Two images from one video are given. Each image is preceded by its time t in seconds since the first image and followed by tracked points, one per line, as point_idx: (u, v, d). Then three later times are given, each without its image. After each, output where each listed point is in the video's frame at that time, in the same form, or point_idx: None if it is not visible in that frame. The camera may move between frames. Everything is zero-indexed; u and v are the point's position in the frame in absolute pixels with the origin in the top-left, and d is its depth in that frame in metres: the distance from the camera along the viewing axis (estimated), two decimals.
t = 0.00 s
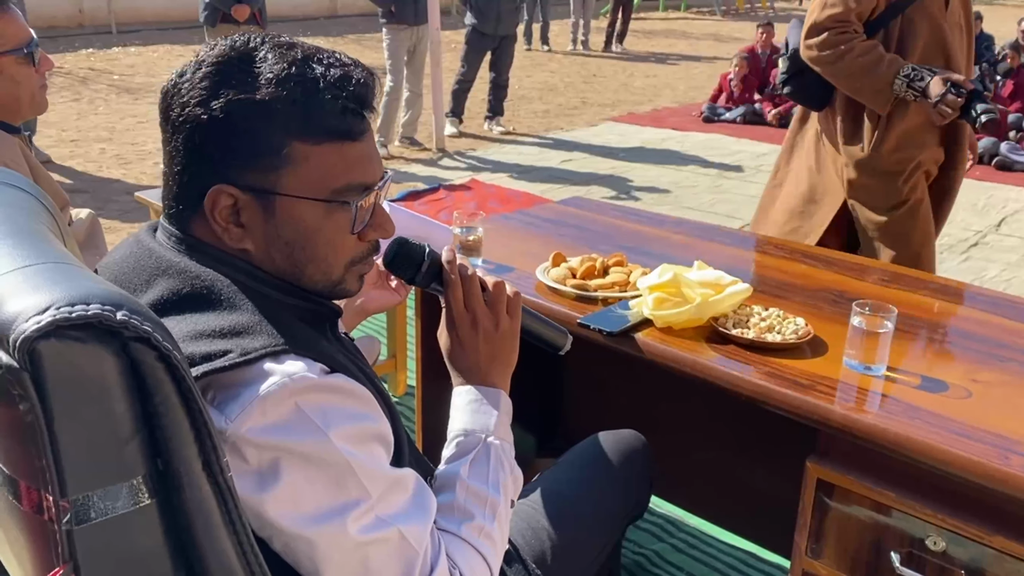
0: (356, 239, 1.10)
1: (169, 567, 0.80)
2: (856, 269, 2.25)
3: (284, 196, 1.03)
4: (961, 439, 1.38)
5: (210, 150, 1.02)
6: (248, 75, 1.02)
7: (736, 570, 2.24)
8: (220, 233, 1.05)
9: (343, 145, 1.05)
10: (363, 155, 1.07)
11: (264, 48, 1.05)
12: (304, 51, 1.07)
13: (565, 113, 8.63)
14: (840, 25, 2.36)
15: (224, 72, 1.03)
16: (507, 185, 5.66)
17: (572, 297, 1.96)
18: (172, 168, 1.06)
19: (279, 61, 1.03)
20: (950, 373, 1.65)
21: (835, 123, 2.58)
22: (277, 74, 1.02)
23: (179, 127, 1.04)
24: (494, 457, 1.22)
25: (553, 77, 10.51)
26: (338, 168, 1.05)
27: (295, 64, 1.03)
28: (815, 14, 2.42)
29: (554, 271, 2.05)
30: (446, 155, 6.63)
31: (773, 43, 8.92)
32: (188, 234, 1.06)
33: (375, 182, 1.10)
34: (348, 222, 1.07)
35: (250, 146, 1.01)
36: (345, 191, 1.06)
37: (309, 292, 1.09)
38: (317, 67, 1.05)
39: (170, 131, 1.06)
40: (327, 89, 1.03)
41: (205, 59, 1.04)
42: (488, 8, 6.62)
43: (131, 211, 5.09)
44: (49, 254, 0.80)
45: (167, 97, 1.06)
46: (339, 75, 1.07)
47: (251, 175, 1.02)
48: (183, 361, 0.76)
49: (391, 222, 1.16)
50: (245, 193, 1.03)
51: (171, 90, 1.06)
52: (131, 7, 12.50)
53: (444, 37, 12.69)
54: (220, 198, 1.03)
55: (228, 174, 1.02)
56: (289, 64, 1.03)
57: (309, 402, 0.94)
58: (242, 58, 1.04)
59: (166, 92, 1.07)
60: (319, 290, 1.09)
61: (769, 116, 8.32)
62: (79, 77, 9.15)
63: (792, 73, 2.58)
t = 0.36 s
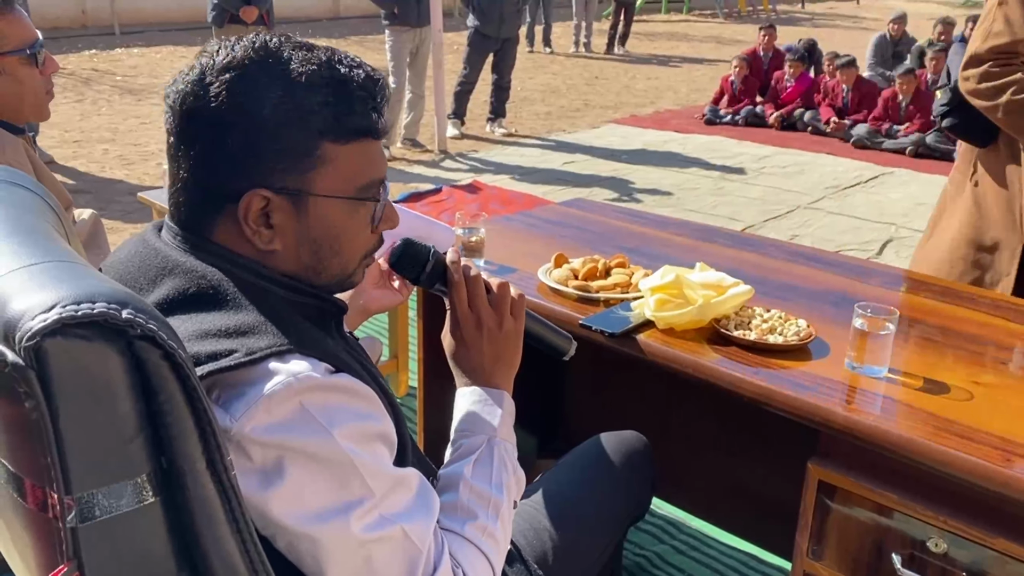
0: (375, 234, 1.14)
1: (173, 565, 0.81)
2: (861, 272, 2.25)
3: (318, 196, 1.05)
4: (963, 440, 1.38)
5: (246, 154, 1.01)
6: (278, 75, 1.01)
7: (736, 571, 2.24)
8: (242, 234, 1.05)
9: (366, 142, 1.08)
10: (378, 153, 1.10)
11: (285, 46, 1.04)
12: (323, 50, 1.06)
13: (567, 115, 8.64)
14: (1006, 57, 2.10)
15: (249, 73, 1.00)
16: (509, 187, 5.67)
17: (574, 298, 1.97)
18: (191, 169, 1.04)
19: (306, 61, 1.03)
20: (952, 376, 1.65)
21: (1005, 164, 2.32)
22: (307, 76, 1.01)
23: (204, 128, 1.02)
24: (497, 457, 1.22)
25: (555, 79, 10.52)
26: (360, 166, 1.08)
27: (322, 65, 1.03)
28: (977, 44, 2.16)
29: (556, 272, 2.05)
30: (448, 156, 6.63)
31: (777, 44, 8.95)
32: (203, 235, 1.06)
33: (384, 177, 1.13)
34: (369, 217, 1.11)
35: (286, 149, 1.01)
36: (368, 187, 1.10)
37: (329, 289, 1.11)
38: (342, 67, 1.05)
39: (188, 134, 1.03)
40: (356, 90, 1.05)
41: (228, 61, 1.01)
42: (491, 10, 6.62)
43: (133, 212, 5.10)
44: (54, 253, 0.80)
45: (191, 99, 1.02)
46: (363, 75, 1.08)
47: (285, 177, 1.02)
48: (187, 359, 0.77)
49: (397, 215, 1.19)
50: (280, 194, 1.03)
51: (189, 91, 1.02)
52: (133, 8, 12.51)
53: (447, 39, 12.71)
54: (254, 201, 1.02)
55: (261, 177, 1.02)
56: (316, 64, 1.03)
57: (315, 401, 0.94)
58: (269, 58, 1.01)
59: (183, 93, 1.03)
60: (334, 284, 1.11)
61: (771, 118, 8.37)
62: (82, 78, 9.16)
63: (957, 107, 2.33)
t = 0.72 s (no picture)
0: (374, 230, 1.15)
1: (170, 566, 0.81)
2: (861, 274, 2.25)
3: (322, 196, 1.05)
4: (962, 443, 1.38)
5: (252, 158, 1.01)
6: (281, 77, 1.01)
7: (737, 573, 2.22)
8: (244, 235, 1.05)
9: (364, 140, 1.09)
10: (377, 151, 1.11)
11: (284, 48, 1.03)
12: (319, 50, 1.07)
13: (567, 117, 8.65)
14: None
15: (250, 74, 1.00)
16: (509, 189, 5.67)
17: (574, 300, 1.96)
18: (190, 171, 1.04)
19: (306, 62, 1.03)
20: (950, 379, 1.65)
21: None
22: (309, 75, 1.01)
23: (210, 132, 1.01)
24: (493, 458, 1.22)
25: (555, 81, 10.54)
26: (360, 165, 1.09)
27: (322, 66, 1.03)
28: None
29: (556, 275, 2.05)
30: (448, 158, 6.64)
31: (777, 47, 8.96)
32: (205, 237, 1.06)
33: (383, 176, 1.14)
34: (369, 215, 1.12)
35: (292, 150, 1.02)
36: (367, 185, 1.10)
37: (330, 286, 1.12)
38: (341, 67, 1.05)
39: (187, 136, 1.03)
40: (356, 89, 1.05)
41: (229, 64, 1.00)
42: (491, 11, 6.63)
43: (134, 213, 5.11)
44: (53, 255, 0.80)
45: (193, 103, 1.01)
46: (361, 74, 1.08)
47: (287, 178, 1.03)
48: (185, 359, 0.77)
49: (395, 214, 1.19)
50: (284, 196, 1.03)
51: (187, 95, 1.02)
52: (134, 9, 12.53)
53: (447, 40, 12.73)
54: (261, 203, 1.03)
55: (267, 180, 1.02)
56: (317, 65, 1.03)
57: (313, 401, 0.94)
58: (269, 58, 1.01)
59: (182, 98, 1.02)
60: (337, 281, 1.12)
61: (771, 121, 8.38)
62: (83, 80, 9.17)
63: None
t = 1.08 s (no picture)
0: (379, 231, 1.15)
1: (174, 568, 0.81)
2: (861, 277, 2.26)
3: (330, 199, 1.06)
4: (962, 446, 1.38)
5: (264, 161, 1.01)
6: (293, 81, 1.01)
7: None
8: (250, 238, 1.05)
9: (372, 144, 1.09)
10: (384, 154, 1.12)
11: (293, 52, 1.04)
12: (328, 54, 1.07)
13: (567, 119, 8.66)
14: None
15: (259, 77, 1.00)
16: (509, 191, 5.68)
17: (575, 302, 1.97)
18: (196, 173, 1.04)
19: (317, 66, 1.03)
20: (950, 382, 1.65)
21: None
22: (319, 79, 1.02)
23: (222, 136, 1.01)
24: (494, 460, 1.22)
25: (555, 83, 10.56)
26: (367, 168, 1.09)
27: (331, 69, 1.03)
28: None
29: (557, 276, 2.05)
30: (448, 160, 6.65)
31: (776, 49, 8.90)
32: (213, 240, 1.06)
33: (388, 179, 1.14)
34: (374, 217, 1.12)
35: (303, 153, 1.02)
36: (373, 188, 1.11)
37: (336, 288, 1.12)
38: (349, 71, 1.05)
39: (194, 138, 1.03)
40: (364, 93, 1.06)
41: (241, 66, 1.00)
42: (492, 14, 6.64)
43: (134, 214, 5.11)
44: (57, 257, 0.80)
45: (204, 106, 1.01)
46: (369, 78, 1.09)
47: (296, 181, 1.03)
48: (189, 362, 0.77)
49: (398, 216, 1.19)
50: (294, 198, 1.03)
51: (196, 98, 1.02)
52: (135, 11, 12.55)
53: (447, 42, 12.75)
54: (272, 206, 1.03)
55: (279, 182, 1.02)
56: (325, 68, 1.03)
57: (315, 404, 0.94)
58: (281, 63, 1.01)
59: (194, 99, 1.02)
60: (344, 282, 1.12)
61: (770, 123, 8.38)
62: (83, 81, 9.18)
63: None
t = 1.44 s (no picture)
0: (378, 231, 1.16)
1: (172, 570, 0.81)
2: (860, 279, 2.26)
3: (332, 199, 1.06)
4: (960, 448, 1.38)
5: (266, 161, 1.01)
6: (295, 81, 1.01)
7: None
8: (251, 238, 1.05)
9: (372, 144, 1.09)
10: (384, 154, 1.12)
11: (294, 52, 1.04)
12: (328, 54, 1.07)
13: (566, 121, 8.66)
14: None
15: (260, 77, 1.00)
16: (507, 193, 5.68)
17: (573, 303, 1.96)
18: (196, 173, 1.04)
19: (319, 66, 1.03)
20: (949, 384, 1.65)
21: None
22: (320, 79, 1.02)
23: (223, 137, 1.01)
24: (493, 461, 1.22)
25: (553, 85, 10.56)
26: (367, 168, 1.09)
27: (331, 69, 1.04)
28: None
29: (555, 278, 2.05)
30: (446, 162, 6.65)
31: (774, 52, 8.92)
32: (213, 241, 1.06)
33: (388, 179, 1.14)
34: (373, 217, 1.12)
35: (305, 154, 1.02)
36: (372, 187, 1.11)
37: (335, 287, 1.12)
38: (349, 72, 1.06)
39: (195, 138, 1.03)
40: (364, 92, 1.06)
41: (243, 67, 1.00)
42: (491, 16, 6.64)
43: (132, 216, 5.10)
44: (53, 257, 0.80)
45: (206, 107, 1.01)
46: (368, 78, 1.09)
47: (296, 181, 1.03)
48: (187, 363, 0.77)
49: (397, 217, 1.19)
50: (296, 199, 1.03)
51: (196, 98, 1.02)
52: (133, 12, 12.55)
53: (446, 44, 12.75)
54: (275, 206, 1.02)
55: (281, 182, 1.02)
56: (326, 69, 1.03)
57: (312, 405, 0.94)
58: (282, 63, 1.02)
59: (194, 101, 1.02)
60: (341, 284, 1.13)
61: (769, 125, 8.38)
62: (81, 82, 9.17)
63: None
